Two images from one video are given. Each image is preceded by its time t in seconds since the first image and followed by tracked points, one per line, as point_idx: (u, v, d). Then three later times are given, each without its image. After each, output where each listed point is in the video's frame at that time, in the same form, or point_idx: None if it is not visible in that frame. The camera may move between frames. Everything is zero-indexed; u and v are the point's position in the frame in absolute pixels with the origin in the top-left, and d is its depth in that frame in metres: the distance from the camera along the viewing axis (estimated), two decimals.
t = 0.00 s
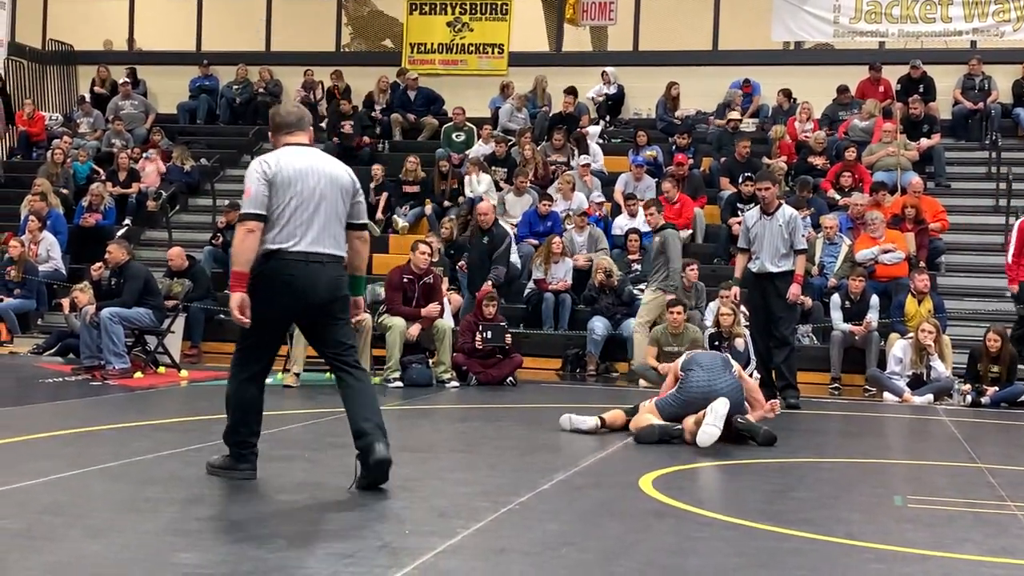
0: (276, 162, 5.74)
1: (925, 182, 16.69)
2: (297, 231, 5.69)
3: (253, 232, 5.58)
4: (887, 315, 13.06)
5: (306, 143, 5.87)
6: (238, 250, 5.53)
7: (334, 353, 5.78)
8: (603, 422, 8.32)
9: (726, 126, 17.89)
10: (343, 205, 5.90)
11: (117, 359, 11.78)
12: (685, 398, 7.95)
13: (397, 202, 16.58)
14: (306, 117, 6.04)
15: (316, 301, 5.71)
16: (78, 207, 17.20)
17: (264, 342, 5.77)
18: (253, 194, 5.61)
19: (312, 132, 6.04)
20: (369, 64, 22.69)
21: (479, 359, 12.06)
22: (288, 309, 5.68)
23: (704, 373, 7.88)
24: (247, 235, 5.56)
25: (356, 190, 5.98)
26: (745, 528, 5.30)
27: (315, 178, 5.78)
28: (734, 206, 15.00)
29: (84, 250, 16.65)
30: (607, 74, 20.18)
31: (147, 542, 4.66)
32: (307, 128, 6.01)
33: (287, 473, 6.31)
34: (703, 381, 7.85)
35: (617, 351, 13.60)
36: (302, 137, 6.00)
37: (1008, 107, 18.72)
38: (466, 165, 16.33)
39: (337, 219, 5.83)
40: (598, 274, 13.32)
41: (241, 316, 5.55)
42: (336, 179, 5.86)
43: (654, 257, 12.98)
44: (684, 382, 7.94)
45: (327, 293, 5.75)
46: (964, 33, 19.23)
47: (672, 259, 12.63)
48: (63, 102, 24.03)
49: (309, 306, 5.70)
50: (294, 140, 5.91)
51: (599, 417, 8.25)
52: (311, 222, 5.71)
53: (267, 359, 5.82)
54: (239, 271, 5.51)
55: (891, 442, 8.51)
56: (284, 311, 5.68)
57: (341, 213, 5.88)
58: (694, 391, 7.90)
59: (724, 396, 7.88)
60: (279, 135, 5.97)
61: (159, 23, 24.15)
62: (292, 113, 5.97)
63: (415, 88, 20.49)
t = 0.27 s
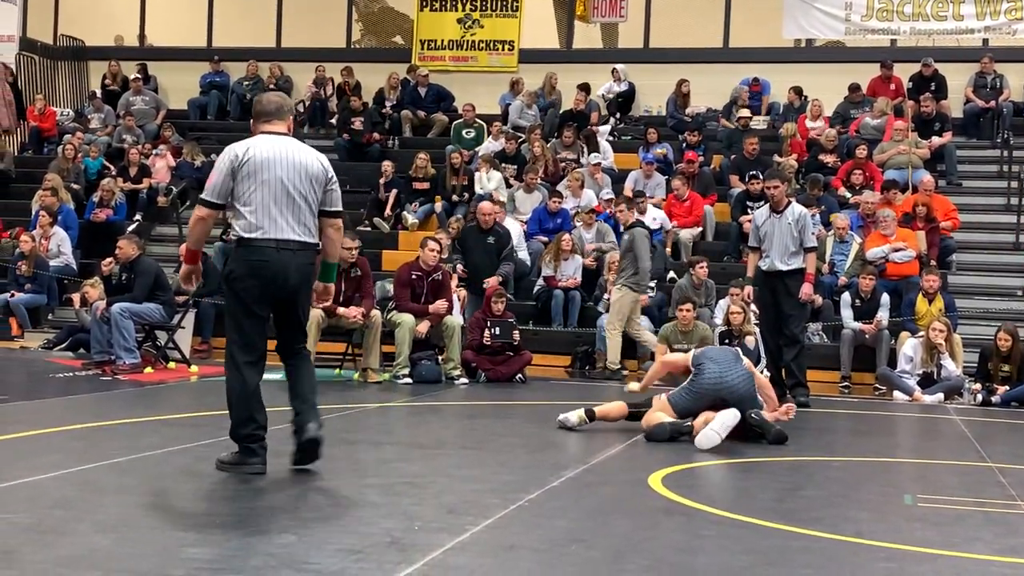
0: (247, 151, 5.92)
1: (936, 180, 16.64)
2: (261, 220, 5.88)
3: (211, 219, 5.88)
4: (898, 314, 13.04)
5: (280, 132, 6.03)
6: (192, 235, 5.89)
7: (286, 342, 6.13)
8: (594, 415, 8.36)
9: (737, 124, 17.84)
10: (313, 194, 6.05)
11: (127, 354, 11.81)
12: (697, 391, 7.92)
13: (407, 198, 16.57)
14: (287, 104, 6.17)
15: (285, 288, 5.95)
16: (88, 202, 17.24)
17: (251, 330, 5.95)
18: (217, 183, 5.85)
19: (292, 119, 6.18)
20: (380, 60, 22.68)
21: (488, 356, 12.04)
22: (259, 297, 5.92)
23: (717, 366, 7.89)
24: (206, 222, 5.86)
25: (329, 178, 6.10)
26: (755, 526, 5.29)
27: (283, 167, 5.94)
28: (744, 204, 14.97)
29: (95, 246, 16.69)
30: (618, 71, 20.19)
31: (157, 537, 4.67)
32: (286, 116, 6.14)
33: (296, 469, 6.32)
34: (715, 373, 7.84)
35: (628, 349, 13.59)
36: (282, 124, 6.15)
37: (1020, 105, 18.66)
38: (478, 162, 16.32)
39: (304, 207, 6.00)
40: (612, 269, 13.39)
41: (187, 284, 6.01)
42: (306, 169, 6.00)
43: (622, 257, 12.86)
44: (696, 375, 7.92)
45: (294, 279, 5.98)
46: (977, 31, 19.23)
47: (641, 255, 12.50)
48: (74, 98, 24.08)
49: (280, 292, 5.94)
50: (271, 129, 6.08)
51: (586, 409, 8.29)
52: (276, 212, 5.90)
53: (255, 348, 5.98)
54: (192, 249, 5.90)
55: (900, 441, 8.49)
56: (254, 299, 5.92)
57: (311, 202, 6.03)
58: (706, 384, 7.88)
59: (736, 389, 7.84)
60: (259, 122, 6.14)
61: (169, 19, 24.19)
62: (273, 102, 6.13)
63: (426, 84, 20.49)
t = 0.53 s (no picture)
0: (236, 157, 6.11)
1: (946, 178, 16.60)
2: (249, 222, 6.05)
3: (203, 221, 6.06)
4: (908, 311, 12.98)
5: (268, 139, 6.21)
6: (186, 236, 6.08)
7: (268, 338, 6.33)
8: (598, 417, 8.30)
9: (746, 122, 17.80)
10: (300, 199, 6.22)
11: (137, 352, 11.83)
12: (734, 383, 7.68)
13: (416, 196, 16.57)
14: (278, 113, 6.36)
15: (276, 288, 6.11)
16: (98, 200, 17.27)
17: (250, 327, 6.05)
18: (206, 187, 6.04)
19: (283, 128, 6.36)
20: (388, 58, 22.70)
21: (496, 354, 12.05)
22: (252, 296, 6.05)
23: (750, 358, 7.73)
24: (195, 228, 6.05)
25: (315, 184, 6.27)
26: (764, 524, 5.29)
27: (270, 173, 6.11)
28: (752, 202, 14.94)
29: (104, 243, 16.73)
30: (627, 69, 20.19)
31: (166, 534, 4.69)
32: (277, 124, 6.32)
33: (305, 467, 6.33)
34: (752, 365, 7.68)
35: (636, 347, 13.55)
36: (272, 132, 6.32)
37: None
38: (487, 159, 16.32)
39: (292, 212, 6.17)
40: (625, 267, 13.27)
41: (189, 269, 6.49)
42: (293, 174, 6.18)
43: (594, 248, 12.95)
44: (731, 367, 7.70)
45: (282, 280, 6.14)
46: (987, 29, 19.26)
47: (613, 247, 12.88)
48: (83, 96, 24.12)
49: (270, 293, 6.08)
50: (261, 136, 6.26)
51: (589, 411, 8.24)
52: (263, 215, 6.07)
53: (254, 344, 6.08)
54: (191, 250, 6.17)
55: (910, 439, 8.47)
56: (247, 299, 6.05)
57: (297, 207, 6.20)
58: (742, 377, 7.67)
59: (771, 377, 7.74)
60: (250, 130, 6.33)
61: (179, 17, 24.22)
62: (267, 111, 6.32)
63: (434, 82, 20.49)
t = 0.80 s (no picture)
0: (232, 156, 6.32)
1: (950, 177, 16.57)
2: (242, 219, 6.22)
3: (200, 219, 6.23)
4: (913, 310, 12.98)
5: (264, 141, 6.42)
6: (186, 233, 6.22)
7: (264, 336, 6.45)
8: (590, 417, 8.23)
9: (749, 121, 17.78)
10: (292, 199, 6.40)
11: (141, 351, 11.84)
12: (736, 377, 7.63)
13: (420, 196, 16.56)
14: (276, 118, 6.57)
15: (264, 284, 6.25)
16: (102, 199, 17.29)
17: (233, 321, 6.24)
18: (202, 185, 6.24)
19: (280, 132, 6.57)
20: (392, 58, 22.71)
21: (500, 353, 12.06)
22: (239, 291, 6.23)
23: (751, 352, 7.68)
24: (196, 222, 6.23)
25: (307, 186, 6.46)
26: (768, 524, 5.28)
27: (263, 173, 6.32)
28: (756, 201, 14.93)
29: (109, 243, 16.74)
30: (631, 68, 20.19)
31: (170, 534, 4.69)
32: (275, 128, 6.53)
33: (309, 467, 6.33)
34: (754, 358, 7.63)
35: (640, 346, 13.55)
36: (269, 135, 6.53)
37: None
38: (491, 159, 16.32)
39: (284, 211, 6.34)
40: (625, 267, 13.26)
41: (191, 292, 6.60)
42: (286, 175, 6.37)
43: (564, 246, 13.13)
44: (732, 362, 7.65)
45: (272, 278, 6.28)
46: (991, 27, 19.26)
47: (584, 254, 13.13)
48: (87, 96, 24.13)
49: (255, 289, 6.24)
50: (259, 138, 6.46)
51: (581, 412, 8.18)
52: (256, 213, 6.24)
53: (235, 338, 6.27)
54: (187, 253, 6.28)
55: (914, 438, 8.46)
56: (234, 294, 6.22)
57: (290, 207, 6.38)
58: (744, 371, 7.62)
59: (775, 371, 7.69)
60: (248, 132, 6.54)
61: (182, 17, 24.23)
62: (265, 115, 6.54)
63: (437, 81, 20.49)
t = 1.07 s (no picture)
0: (221, 157, 6.60)
1: (949, 175, 16.59)
2: (229, 219, 6.54)
3: (190, 215, 6.52)
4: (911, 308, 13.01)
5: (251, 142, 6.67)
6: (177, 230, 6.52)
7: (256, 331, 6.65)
8: (586, 417, 8.24)
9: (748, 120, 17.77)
10: (279, 198, 6.69)
11: (140, 351, 11.84)
12: (725, 377, 7.71)
13: (419, 196, 16.55)
14: (264, 117, 6.82)
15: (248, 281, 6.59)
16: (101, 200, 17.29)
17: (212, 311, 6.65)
18: (192, 184, 6.54)
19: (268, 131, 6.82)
20: (390, 57, 22.70)
21: (499, 352, 12.06)
22: (222, 287, 6.58)
23: (740, 351, 7.74)
24: (186, 217, 6.51)
25: (295, 185, 6.73)
26: (768, 522, 5.29)
27: (250, 172, 6.59)
28: (755, 200, 14.95)
29: (108, 243, 16.75)
30: (629, 68, 20.20)
31: (171, 534, 4.70)
32: (261, 128, 6.78)
33: (310, 466, 6.33)
34: (743, 356, 7.69)
35: (638, 345, 13.57)
36: (258, 134, 6.78)
37: None
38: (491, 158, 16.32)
39: (270, 210, 6.64)
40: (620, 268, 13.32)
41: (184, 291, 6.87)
42: (273, 175, 6.64)
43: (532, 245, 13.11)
44: (721, 362, 7.73)
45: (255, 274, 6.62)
46: (990, 25, 19.16)
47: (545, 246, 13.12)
48: (86, 96, 24.13)
49: (236, 285, 6.58)
50: (246, 138, 6.71)
51: (577, 411, 8.20)
52: (242, 212, 6.55)
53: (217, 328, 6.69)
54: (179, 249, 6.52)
55: (913, 437, 8.47)
56: (217, 289, 6.58)
57: (276, 205, 6.67)
58: (734, 370, 7.69)
59: (765, 368, 7.72)
60: (237, 132, 6.79)
61: (181, 17, 24.23)
62: (254, 114, 6.78)
63: (435, 81, 20.49)
